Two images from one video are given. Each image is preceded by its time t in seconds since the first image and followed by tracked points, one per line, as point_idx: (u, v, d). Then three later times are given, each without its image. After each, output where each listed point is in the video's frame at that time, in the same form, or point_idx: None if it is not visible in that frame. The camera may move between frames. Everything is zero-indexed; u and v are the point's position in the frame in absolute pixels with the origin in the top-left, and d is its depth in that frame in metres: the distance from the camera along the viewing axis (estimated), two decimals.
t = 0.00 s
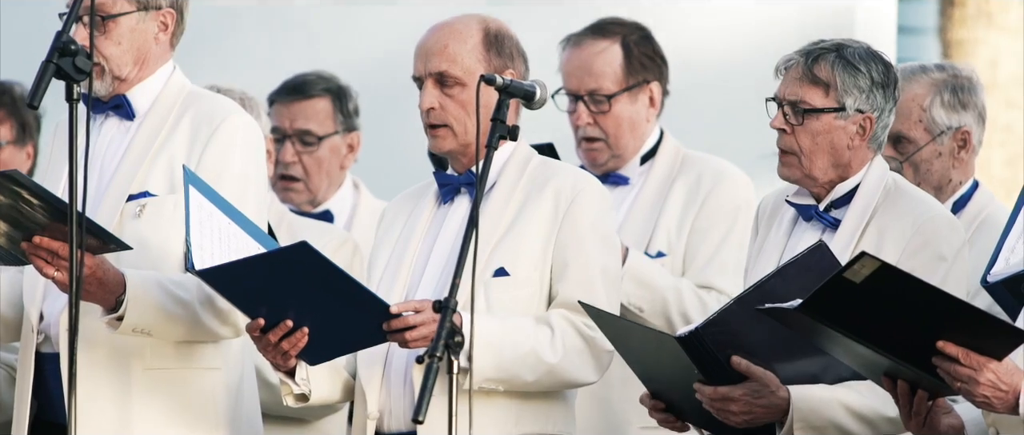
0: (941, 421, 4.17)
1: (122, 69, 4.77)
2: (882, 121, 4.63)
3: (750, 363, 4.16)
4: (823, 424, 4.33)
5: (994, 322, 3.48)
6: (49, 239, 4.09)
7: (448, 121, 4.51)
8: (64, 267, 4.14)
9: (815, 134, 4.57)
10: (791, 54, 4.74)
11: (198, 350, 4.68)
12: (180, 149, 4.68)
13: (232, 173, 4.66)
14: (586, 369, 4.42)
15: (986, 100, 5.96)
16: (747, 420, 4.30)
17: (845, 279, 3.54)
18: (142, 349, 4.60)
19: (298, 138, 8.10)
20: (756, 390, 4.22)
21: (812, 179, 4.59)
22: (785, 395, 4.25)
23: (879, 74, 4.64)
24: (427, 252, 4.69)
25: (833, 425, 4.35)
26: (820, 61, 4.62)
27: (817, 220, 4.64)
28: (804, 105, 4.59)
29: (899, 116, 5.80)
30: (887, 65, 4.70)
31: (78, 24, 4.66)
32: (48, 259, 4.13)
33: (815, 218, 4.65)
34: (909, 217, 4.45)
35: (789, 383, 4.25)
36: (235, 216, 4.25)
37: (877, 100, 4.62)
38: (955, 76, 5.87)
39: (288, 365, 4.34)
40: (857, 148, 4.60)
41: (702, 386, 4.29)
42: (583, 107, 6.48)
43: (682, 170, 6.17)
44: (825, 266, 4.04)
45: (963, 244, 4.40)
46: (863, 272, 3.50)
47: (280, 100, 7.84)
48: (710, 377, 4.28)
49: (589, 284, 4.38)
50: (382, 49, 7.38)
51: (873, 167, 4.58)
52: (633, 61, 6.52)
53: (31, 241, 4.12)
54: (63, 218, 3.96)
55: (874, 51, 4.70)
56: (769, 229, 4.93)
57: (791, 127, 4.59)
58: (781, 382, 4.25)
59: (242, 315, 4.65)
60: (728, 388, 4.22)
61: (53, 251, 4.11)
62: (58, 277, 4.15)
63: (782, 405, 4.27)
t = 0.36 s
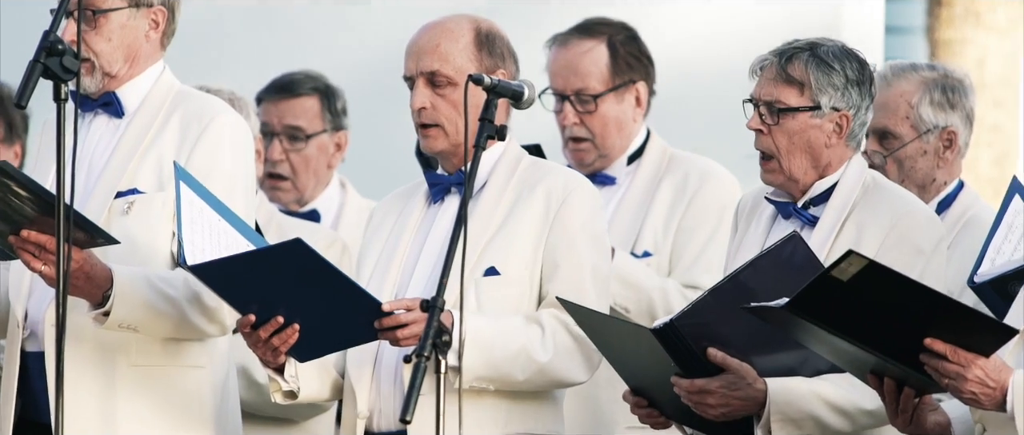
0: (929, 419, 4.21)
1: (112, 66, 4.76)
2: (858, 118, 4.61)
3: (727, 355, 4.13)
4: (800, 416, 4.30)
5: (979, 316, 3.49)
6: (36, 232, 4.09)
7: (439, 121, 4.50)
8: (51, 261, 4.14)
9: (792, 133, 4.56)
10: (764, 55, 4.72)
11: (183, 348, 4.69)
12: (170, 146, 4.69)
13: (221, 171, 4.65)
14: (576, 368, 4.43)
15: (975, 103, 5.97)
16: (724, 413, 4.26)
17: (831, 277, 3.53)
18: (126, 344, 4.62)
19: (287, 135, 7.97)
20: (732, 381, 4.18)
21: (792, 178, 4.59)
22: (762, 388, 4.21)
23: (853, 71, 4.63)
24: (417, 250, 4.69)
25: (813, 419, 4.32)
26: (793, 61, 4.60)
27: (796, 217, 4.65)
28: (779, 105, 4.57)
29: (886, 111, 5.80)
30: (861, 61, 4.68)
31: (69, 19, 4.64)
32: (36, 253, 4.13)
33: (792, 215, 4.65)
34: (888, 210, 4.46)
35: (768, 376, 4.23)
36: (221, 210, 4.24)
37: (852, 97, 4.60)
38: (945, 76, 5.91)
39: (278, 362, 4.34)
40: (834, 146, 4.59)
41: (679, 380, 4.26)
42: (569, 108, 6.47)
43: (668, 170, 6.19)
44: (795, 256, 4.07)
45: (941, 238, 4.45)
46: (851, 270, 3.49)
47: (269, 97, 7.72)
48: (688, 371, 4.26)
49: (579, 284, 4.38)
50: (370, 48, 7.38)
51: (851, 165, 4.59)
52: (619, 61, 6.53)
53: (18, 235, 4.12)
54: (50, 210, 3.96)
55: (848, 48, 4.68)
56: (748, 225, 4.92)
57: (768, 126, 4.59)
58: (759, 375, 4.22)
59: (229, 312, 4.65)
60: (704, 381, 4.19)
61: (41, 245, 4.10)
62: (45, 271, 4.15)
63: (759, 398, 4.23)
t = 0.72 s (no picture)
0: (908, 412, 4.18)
1: (87, 66, 4.75)
2: (818, 112, 4.60)
3: (701, 353, 4.13)
4: (775, 409, 4.26)
5: (955, 309, 3.48)
6: (15, 229, 4.08)
7: (421, 117, 4.50)
8: (30, 258, 4.13)
9: (759, 146, 4.53)
10: (712, 75, 4.68)
11: (165, 343, 4.69)
12: (148, 143, 4.68)
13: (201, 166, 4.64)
14: (560, 364, 4.44)
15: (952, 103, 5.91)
16: (700, 411, 4.23)
17: (808, 275, 3.54)
18: (107, 341, 4.62)
19: (265, 131, 7.63)
20: (708, 379, 4.17)
21: (767, 186, 4.57)
22: (737, 383, 4.21)
23: (802, 69, 4.60)
24: (400, 245, 4.69)
25: (788, 412, 4.29)
26: (742, 76, 4.57)
27: (764, 214, 4.62)
28: (741, 123, 4.54)
29: (861, 109, 5.84)
30: (805, 55, 4.65)
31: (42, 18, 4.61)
32: (14, 250, 4.11)
33: (762, 211, 4.62)
34: (856, 206, 4.44)
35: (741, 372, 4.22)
36: (213, 190, 4.23)
37: (808, 93, 4.58)
38: (922, 75, 5.91)
39: (259, 346, 4.36)
40: (802, 144, 4.57)
41: (654, 379, 4.24)
42: (552, 105, 6.48)
43: (650, 166, 6.19)
44: (766, 250, 4.09)
45: (910, 228, 4.41)
46: (827, 268, 3.51)
47: (247, 94, 7.53)
48: (663, 370, 4.24)
49: (562, 280, 4.38)
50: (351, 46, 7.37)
51: (819, 159, 4.57)
52: (602, 59, 6.57)
53: None
54: (29, 208, 3.95)
55: (789, 45, 4.65)
56: (713, 221, 4.93)
57: (735, 146, 4.55)
58: (732, 372, 4.21)
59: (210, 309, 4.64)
60: (680, 379, 4.16)
61: (19, 242, 4.09)
62: (24, 268, 4.13)
63: (733, 394, 4.21)
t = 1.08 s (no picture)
0: (889, 420, 4.09)
1: (65, 67, 4.72)
2: (783, 110, 4.60)
3: (676, 355, 4.10)
4: (753, 409, 4.26)
5: (927, 321, 3.38)
6: None
7: (405, 119, 4.49)
8: (12, 261, 4.11)
9: (728, 149, 4.53)
10: (675, 81, 4.68)
11: (147, 344, 4.67)
12: (127, 146, 4.66)
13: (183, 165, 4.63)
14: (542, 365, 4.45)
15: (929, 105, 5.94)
16: (677, 413, 4.20)
17: (785, 285, 3.43)
18: (89, 342, 4.60)
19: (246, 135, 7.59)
20: (684, 380, 4.13)
21: (737, 188, 4.58)
22: (714, 384, 4.18)
23: (765, 69, 4.60)
24: (382, 244, 4.68)
25: (765, 411, 4.29)
26: (706, 80, 4.56)
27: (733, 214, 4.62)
28: (708, 128, 4.53)
29: (838, 111, 5.84)
30: (767, 55, 4.65)
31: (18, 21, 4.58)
32: None
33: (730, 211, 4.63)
34: (829, 200, 4.42)
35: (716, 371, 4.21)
36: (200, 190, 4.24)
37: (773, 93, 4.58)
38: (900, 77, 5.93)
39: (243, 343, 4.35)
40: (769, 143, 4.58)
41: (630, 383, 4.19)
42: (536, 108, 6.46)
43: (634, 168, 6.20)
44: (737, 250, 4.07)
45: (878, 226, 4.42)
46: (805, 278, 3.39)
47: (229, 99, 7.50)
48: (638, 373, 4.20)
49: (545, 281, 4.38)
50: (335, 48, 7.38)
51: (786, 158, 4.58)
52: (586, 62, 6.57)
53: None
54: (13, 211, 3.94)
55: (749, 46, 4.65)
56: (682, 223, 4.91)
57: (704, 152, 4.54)
58: (708, 373, 4.19)
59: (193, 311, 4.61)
60: (657, 381, 4.12)
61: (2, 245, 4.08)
62: (6, 271, 4.12)
63: (710, 395, 4.18)
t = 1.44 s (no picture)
0: (877, 419, 4.07)
1: (60, 63, 4.74)
2: (773, 109, 4.61)
3: (664, 354, 4.12)
4: (741, 410, 4.29)
5: (915, 317, 3.39)
6: None
7: (400, 119, 4.50)
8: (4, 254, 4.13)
9: (718, 147, 4.54)
10: (667, 77, 4.69)
11: (139, 341, 4.68)
12: (122, 143, 4.67)
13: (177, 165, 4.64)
14: (536, 366, 4.45)
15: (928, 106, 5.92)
16: (664, 412, 4.24)
17: (778, 283, 3.44)
18: (80, 338, 4.61)
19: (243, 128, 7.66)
20: (672, 381, 4.17)
21: (726, 186, 4.59)
22: (702, 384, 4.21)
23: (757, 68, 4.60)
24: (375, 244, 4.69)
25: (753, 411, 4.32)
26: (699, 77, 4.57)
27: (724, 213, 4.63)
28: (700, 125, 4.54)
29: (837, 107, 5.85)
30: (758, 53, 4.65)
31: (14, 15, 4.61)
32: None
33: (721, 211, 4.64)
34: (818, 201, 4.44)
35: (706, 372, 4.22)
36: (195, 189, 4.24)
37: (764, 91, 4.59)
38: (899, 76, 5.92)
39: (238, 341, 4.35)
40: (760, 142, 4.59)
41: (619, 381, 4.23)
42: (531, 109, 6.47)
43: (628, 168, 6.22)
44: (729, 248, 4.06)
45: (867, 227, 4.43)
46: (797, 277, 3.41)
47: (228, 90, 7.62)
48: (627, 372, 4.23)
49: (538, 281, 4.39)
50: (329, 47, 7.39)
51: (776, 157, 4.60)
52: (579, 62, 6.59)
53: None
54: (7, 203, 3.96)
55: (742, 44, 4.65)
56: (673, 222, 4.93)
57: (694, 149, 4.55)
58: (697, 373, 4.22)
59: (186, 309, 4.62)
60: (644, 381, 4.16)
61: None
62: None
63: (698, 395, 4.22)
